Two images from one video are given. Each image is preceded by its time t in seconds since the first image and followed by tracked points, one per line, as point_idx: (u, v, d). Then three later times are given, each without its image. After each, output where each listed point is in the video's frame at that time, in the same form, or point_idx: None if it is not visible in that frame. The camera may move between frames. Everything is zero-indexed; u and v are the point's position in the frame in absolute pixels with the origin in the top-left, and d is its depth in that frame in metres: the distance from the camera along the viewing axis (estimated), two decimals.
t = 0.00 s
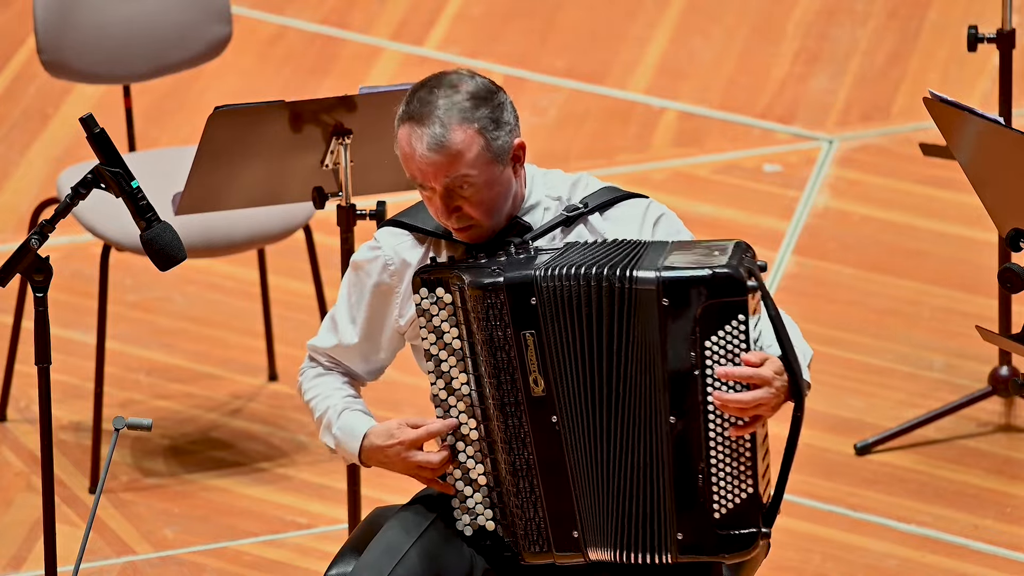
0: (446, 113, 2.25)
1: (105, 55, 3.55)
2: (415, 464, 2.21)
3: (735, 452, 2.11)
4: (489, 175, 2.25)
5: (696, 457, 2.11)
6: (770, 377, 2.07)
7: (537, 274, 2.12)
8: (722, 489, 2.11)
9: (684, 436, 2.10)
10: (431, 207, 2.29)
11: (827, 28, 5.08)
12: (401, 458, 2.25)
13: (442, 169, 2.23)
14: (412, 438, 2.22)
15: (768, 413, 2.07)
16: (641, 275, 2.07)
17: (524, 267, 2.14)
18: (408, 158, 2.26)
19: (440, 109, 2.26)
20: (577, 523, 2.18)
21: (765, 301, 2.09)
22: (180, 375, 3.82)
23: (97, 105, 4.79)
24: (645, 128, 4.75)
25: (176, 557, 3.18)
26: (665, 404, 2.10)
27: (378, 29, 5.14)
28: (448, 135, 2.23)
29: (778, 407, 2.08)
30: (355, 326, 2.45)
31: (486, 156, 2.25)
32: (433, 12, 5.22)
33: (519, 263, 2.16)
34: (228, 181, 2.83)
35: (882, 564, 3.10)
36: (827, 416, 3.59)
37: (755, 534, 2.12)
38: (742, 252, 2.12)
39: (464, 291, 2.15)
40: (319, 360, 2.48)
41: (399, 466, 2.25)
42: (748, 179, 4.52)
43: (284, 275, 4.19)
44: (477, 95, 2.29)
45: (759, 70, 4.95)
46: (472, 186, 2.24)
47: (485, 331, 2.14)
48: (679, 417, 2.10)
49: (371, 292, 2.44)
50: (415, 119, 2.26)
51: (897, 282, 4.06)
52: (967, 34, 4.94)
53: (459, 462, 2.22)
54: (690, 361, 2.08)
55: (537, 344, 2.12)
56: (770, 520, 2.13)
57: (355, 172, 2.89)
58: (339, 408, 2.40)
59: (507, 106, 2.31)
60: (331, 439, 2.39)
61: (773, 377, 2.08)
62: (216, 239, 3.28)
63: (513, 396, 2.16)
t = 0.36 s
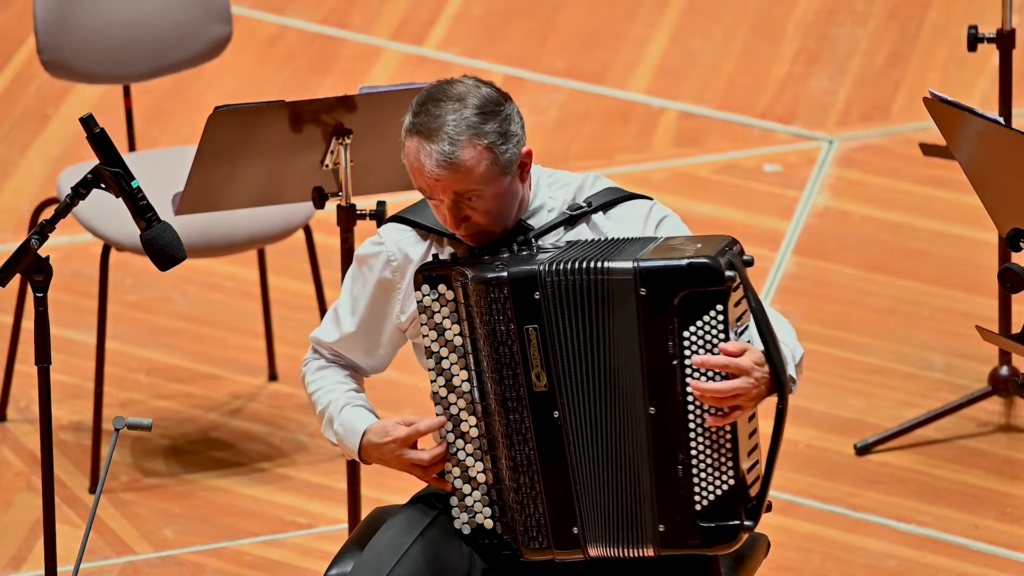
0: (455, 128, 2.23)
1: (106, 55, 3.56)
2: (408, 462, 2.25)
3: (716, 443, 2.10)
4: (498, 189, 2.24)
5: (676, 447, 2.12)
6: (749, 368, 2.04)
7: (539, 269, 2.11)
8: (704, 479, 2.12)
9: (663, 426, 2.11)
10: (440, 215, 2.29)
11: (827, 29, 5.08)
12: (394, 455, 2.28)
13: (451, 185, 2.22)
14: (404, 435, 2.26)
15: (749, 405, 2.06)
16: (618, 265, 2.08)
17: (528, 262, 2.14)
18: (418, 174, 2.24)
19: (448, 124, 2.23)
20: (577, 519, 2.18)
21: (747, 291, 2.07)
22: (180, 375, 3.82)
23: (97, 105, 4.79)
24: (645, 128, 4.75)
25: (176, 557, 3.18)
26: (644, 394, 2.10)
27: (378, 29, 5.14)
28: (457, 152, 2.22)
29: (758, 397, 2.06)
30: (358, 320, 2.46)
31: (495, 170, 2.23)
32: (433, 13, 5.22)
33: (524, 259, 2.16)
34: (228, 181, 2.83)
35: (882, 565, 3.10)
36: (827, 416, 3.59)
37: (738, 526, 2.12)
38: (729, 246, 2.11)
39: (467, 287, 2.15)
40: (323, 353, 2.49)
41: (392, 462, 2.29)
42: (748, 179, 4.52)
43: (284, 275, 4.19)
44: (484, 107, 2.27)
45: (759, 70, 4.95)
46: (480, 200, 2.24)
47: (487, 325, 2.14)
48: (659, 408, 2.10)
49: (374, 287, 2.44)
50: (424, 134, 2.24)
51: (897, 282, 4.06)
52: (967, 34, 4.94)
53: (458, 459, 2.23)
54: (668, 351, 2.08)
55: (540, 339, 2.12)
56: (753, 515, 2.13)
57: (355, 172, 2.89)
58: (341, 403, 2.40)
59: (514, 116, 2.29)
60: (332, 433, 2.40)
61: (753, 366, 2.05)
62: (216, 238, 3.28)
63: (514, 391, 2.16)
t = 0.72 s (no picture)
0: (468, 135, 2.23)
1: (106, 55, 3.56)
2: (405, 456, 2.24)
3: (693, 436, 2.10)
4: (506, 194, 2.25)
5: (652, 441, 2.12)
6: (726, 361, 2.05)
7: (540, 263, 2.12)
8: (681, 473, 2.12)
9: (640, 420, 2.12)
10: (448, 214, 2.30)
11: (827, 29, 5.08)
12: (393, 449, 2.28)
13: (461, 189, 2.23)
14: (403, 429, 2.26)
15: (726, 398, 2.07)
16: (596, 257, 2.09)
17: (530, 255, 2.15)
18: (429, 176, 2.25)
19: (461, 130, 2.23)
20: (568, 514, 2.18)
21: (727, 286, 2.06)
22: (180, 375, 3.82)
23: (97, 105, 4.79)
24: (645, 127, 4.75)
25: (176, 557, 3.18)
26: (621, 387, 2.11)
27: (378, 29, 5.14)
28: (469, 159, 2.22)
29: (735, 391, 2.07)
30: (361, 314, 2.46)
31: (505, 177, 2.24)
32: (433, 13, 5.22)
33: (524, 254, 2.16)
34: (228, 181, 2.83)
35: (882, 564, 3.10)
36: (827, 416, 3.59)
37: (717, 521, 2.11)
38: (711, 243, 2.11)
39: (467, 280, 2.16)
40: (326, 347, 2.49)
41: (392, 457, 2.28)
42: (748, 179, 4.52)
43: (284, 275, 4.19)
44: (497, 113, 2.26)
45: (759, 70, 4.96)
46: (488, 204, 2.25)
47: (486, 317, 2.15)
48: (635, 400, 2.11)
49: (378, 280, 2.45)
50: (436, 137, 2.24)
51: (897, 282, 4.06)
52: (967, 34, 4.94)
53: (453, 454, 2.23)
54: (644, 344, 2.09)
55: (537, 332, 2.13)
56: (732, 511, 2.12)
57: (355, 172, 2.89)
58: (342, 398, 2.41)
59: (526, 122, 2.29)
60: (333, 429, 2.40)
61: (730, 360, 2.06)
62: (216, 238, 3.28)
63: (511, 384, 2.16)
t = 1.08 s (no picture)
0: (471, 95, 2.22)
1: (106, 55, 3.56)
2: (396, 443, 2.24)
3: (669, 420, 2.13)
4: (507, 161, 2.24)
5: (630, 427, 2.14)
6: (699, 345, 2.07)
7: (538, 248, 2.13)
8: (658, 457, 2.14)
9: (619, 405, 2.14)
10: (448, 180, 2.30)
11: (827, 28, 5.09)
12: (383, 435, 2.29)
13: (460, 151, 2.23)
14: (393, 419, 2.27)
15: (701, 381, 2.09)
16: (569, 243, 2.12)
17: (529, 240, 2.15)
18: (430, 134, 2.25)
19: (465, 91, 2.23)
20: (559, 501, 2.17)
21: (701, 270, 2.09)
22: (180, 375, 3.82)
23: (97, 105, 4.79)
24: (645, 128, 4.75)
25: (176, 557, 3.18)
26: (597, 373, 2.14)
27: (378, 30, 5.14)
28: (470, 120, 2.21)
29: (710, 374, 2.08)
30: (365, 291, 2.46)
31: (506, 143, 2.23)
32: (432, 13, 5.22)
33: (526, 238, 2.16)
34: (228, 181, 2.83)
35: (882, 564, 3.10)
36: (827, 416, 3.59)
37: (696, 505, 2.13)
38: (688, 229, 2.14)
39: (466, 263, 2.16)
40: (329, 323, 2.49)
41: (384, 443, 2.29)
42: (748, 179, 4.52)
43: (284, 275, 4.19)
44: (505, 79, 2.25)
45: (759, 70, 4.96)
46: (488, 169, 2.24)
47: (482, 301, 2.16)
48: (610, 386, 2.13)
49: (383, 255, 2.45)
50: (440, 97, 2.24)
51: (898, 282, 4.06)
52: (967, 34, 4.94)
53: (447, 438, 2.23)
54: (618, 330, 2.12)
55: (534, 317, 2.14)
56: (711, 495, 2.14)
57: (355, 171, 2.89)
58: (342, 375, 2.41)
59: (534, 93, 2.27)
60: (332, 405, 2.41)
61: (704, 343, 2.07)
62: (216, 238, 3.28)
63: (506, 367, 2.17)
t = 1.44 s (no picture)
0: (512, 103, 2.22)
1: (106, 56, 3.56)
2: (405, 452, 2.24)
3: (682, 449, 2.11)
4: (538, 172, 2.24)
5: (643, 448, 2.13)
6: (715, 379, 2.05)
7: (559, 263, 2.12)
8: (669, 483, 2.13)
9: (633, 425, 2.13)
10: (475, 187, 2.29)
11: (827, 28, 5.09)
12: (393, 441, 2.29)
13: (494, 156, 2.22)
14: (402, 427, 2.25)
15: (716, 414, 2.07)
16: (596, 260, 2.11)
17: (550, 253, 2.15)
18: (465, 138, 2.24)
19: (506, 97, 2.22)
20: (567, 515, 2.19)
21: (726, 298, 2.07)
22: (180, 375, 3.82)
23: (97, 105, 4.79)
24: (645, 127, 4.75)
25: (176, 557, 3.18)
26: (615, 392, 2.13)
27: (378, 30, 5.14)
28: (508, 127, 2.21)
29: (725, 409, 2.07)
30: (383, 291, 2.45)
31: (540, 154, 2.23)
32: (432, 13, 5.22)
33: (552, 250, 2.16)
34: (228, 181, 2.83)
35: (882, 564, 3.10)
36: (828, 416, 3.59)
37: (702, 532, 2.12)
38: (717, 252, 2.11)
39: (484, 272, 2.15)
40: (346, 322, 2.49)
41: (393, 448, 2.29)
42: (748, 179, 4.52)
43: (284, 275, 4.19)
44: (546, 91, 2.25)
45: (759, 71, 4.96)
46: (519, 177, 2.24)
47: (500, 312, 2.15)
48: (627, 407, 2.13)
49: (401, 257, 2.43)
50: (481, 101, 2.23)
51: (898, 282, 4.06)
52: (967, 34, 4.94)
53: (458, 443, 2.22)
54: (636, 351, 2.11)
55: (551, 331, 2.14)
56: (721, 521, 2.13)
57: (355, 171, 2.89)
58: (357, 377, 2.41)
59: (573, 108, 2.28)
60: (347, 408, 2.41)
61: (719, 380, 2.05)
62: (216, 238, 3.28)
63: (520, 380, 2.16)
